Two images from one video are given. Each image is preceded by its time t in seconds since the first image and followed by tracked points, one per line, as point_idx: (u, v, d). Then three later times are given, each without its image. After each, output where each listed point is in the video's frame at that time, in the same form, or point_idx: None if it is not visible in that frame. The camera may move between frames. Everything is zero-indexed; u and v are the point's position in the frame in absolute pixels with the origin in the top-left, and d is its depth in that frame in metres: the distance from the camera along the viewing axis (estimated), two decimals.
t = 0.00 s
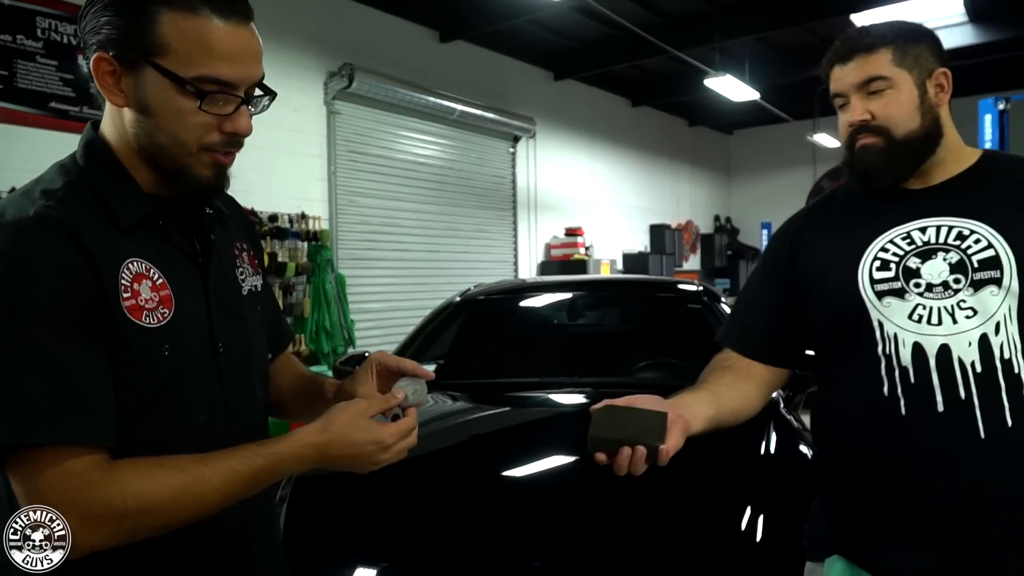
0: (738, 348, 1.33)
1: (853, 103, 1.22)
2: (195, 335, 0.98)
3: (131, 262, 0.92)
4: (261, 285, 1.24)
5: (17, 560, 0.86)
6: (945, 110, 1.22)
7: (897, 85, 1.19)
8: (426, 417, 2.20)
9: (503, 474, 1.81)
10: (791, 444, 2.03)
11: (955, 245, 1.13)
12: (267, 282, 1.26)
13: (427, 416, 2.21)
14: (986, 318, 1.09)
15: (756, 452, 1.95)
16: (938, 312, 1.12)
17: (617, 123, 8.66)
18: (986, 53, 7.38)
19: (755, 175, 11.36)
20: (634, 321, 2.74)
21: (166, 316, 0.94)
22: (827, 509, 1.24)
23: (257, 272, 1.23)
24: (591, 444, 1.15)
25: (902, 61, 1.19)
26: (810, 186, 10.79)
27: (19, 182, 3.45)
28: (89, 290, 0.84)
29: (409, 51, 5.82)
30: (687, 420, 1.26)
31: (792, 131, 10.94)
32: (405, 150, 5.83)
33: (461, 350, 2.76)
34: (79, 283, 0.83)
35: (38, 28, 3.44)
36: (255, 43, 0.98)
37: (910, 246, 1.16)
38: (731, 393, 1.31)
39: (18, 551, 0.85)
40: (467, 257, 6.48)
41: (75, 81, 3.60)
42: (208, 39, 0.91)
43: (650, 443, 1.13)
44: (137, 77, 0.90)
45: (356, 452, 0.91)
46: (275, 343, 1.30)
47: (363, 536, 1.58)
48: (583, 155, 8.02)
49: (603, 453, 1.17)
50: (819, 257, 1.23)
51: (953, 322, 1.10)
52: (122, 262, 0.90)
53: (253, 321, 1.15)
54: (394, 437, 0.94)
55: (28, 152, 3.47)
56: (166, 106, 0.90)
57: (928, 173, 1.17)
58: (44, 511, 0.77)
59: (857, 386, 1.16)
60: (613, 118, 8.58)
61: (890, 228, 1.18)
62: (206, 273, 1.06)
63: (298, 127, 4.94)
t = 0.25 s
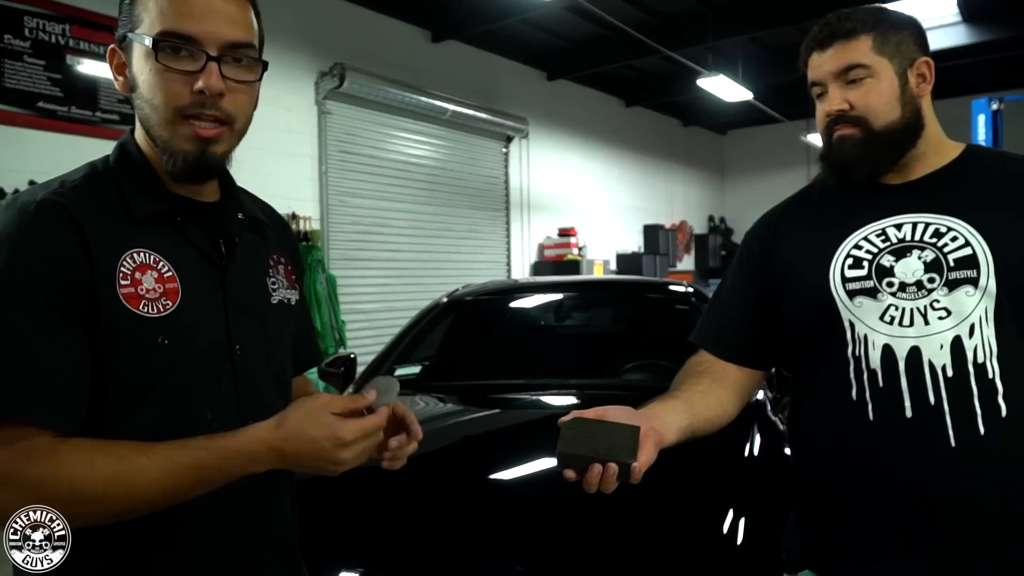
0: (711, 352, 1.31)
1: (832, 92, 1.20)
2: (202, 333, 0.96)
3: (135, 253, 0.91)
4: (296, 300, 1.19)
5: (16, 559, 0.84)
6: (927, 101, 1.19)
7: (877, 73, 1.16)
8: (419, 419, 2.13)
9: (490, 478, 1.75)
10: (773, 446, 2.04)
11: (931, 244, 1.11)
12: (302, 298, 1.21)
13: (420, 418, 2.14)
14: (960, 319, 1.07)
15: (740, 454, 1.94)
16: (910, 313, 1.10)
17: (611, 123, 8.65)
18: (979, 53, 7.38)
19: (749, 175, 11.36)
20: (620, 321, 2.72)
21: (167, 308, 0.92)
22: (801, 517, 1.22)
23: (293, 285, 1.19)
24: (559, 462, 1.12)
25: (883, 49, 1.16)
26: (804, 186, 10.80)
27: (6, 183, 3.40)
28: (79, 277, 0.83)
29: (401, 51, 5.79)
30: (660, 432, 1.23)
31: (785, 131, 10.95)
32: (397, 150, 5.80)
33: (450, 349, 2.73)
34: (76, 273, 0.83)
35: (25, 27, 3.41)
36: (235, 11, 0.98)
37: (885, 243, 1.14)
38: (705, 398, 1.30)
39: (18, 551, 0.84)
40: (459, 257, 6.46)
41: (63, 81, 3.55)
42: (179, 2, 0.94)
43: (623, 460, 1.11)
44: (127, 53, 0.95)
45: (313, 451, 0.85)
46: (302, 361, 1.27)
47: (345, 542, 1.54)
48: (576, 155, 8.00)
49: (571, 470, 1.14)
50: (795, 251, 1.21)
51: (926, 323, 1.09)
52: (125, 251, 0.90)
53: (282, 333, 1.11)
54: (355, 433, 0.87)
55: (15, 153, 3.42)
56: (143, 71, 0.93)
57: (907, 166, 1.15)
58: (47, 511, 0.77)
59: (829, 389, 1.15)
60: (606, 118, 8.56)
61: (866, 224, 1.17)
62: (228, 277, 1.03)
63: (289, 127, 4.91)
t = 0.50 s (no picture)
0: (710, 344, 1.28)
1: (844, 73, 1.16)
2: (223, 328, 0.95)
3: (159, 247, 0.92)
4: (330, 307, 1.16)
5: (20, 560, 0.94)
6: (944, 89, 1.15)
7: (891, 55, 1.12)
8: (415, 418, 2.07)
9: (481, 479, 1.69)
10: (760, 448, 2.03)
11: (932, 237, 1.09)
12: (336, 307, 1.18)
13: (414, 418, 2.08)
14: (959, 315, 1.05)
15: (727, 454, 1.92)
16: (906, 307, 1.08)
17: (606, 123, 8.64)
18: (974, 53, 7.38)
19: (744, 175, 11.36)
20: (612, 322, 2.71)
21: (187, 301, 0.92)
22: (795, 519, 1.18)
23: (327, 292, 1.16)
24: (544, 460, 1.10)
25: (899, 32, 1.13)
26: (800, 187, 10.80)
27: None
28: (100, 265, 0.85)
29: (396, 51, 5.77)
30: (649, 432, 1.19)
31: (781, 132, 10.95)
32: (391, 150, 5.79)
33: (441, 351, 2.69)
34: (98, 264, 0.85)
35: (17, 27, 3.39)
36: (261, 13, 1.02)
37: (886, 235, 1.12)
38: (698, 396, 1.26)
39: (18, 550, 0.94)
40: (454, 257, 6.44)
41: (54, 81, 3.53)
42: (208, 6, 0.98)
43: (609, 460, 1.07)
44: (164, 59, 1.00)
45: (306, 478, 0.83)
46: (336, 371, 1.24)
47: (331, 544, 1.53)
48: (572, 155, 7.99)
49: (558, 469, 1.11)
50: (793, 245, 1.19)
51: (922, 317, 1.07)
52: (148, 245, 0.91)
53: (310, 336, 1.09)
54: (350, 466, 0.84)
55: (4, 153, 3.39)
56: (176, 73, 0.97)
57: (916, 155, 1.12)
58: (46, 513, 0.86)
59: (821, 387, 1.13)
60: (601, 118, 8.55)
61: (867, 215, 1.14)
62: (256, 277, 1.02)
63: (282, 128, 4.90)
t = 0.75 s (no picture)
0: (717, 343, 1.20)
1: (862, 71, 1.06)
2: (249, 329, 0.94)
3: (189, 252, 0.93)
4: (361, 312, 1.13)
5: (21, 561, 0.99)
6: (967, 87, 1.05)
7: (912, 53, 1.02)
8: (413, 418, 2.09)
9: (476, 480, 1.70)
10: (755, 450, 1.92)
11: (950, 241, 1.00)
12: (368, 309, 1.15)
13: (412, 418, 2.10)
14: (974, 325, 0.96)
15: (718, 455, 1.85)
16: (920, 315, 0.99)
17: (604, 124, 8.66)
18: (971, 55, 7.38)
19: (743, 176, 11.38)
20: (609, 324, 2.71)
21: (215, 304, 0.92)
22: (800, 529, 1.09)
23: (357, 295, 1.12)
24: (542, 467, 1.06)
25: (921, 27, 1.02)
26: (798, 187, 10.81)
27: None
28: (135, 270, 0.86)
29: (393, 52, 5.79)
30: (651, 438, 1.14)
31: (779, 133, 10.97)
32: (387, 152, 5.80)
33: (437, 353, 2.65)
34: (128, 267, 0.86)
35: (15, 28, 3.41)
36: (314, 47, 0.96)
37: (902, 238, 1.02)
38: (704, 399, 1.19)
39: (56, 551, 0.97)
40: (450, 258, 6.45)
41: (53, 82, 3.54)
42: (262, 41, 0.92)
43: (608, 471, 1.03)
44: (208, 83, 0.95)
45: (314, 481, 0.81)
46: (377, 375, 1.17)
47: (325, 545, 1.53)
48: (570, 156, 8.01)
49: (556, 477, 1.07)
50: (802, 242, 1.10)
51: (936, 326, 0.98)
52: (177, 250, 0.92)
53: (340, 342, 1.05)
54: (359, 475, 0.82)
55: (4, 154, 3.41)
56: (224, 104, 0.92)
57: (935, 156, 1.03)
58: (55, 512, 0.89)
59: (827, 392, 1.05)
60: (599, 119, 8.56)
61: (881, 216, 1.05)
62: (283, 284, 1.00)
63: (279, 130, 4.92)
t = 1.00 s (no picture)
0: (728, 344, 1.22)
1: (882, 83, 1.05)
2: (270, 336, 0.98)
3: (211, 262, 0.96)
4: (379, 312, 1.16)
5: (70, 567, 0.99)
6: (989, 100, 1.04)
7: (934, 66, 1.01)
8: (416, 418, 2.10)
9: (476, 481, 1.75)
10: (753, 455, 1.96)
11: (971, 260, 1.00)
12: (387, 310, 1.18)
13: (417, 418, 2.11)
14: (993, 345, 0.97)
15: (714, 457, 1.91)
16: (940, 333, 1.00)
17: (604, 126, 8.70)
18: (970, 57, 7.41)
19: (743, 178, 11.41)
20: (607, 324, 2.78)
21: (238, 312, 0.96)
22: (813, 529, 1.11)
23: (374, 298, 1.16)
24: (550, 474, 1.11)
25: (944, 40, 1.01)
26: (797, 189, 10.83)
27: None
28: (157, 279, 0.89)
29: (395, 55, 5.83)
30: (658, 443, 1.15)
31: (779, 134, 11.00)
32: (389, 154, 5.84)
33: (436, 357, 2.66)
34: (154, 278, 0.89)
35: (18, 31, 3.44)
36: (346, 78, 0.96)
37: (922, 254, 1.03)
38: (712, 404, 1.20)
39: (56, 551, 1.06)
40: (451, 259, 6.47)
41: (55, 84, 3.58)
42: (297, 72, 0.92)
43: (614, 477, 1.06)
44: (239, 106, 0.96)
45: (336, 459, 0.85)
46: (399, 375, 1.21)
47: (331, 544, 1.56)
48: (570, 158, 8.04)
49: (563, 482, 1.11)
50: (823, 253, 1.10)
51: (955, 345, 0.98)
52: (201, 260, 0.95)
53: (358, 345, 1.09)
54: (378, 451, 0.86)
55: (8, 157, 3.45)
56: (257, 131, 0.94)
57: (957, 169, 1.02)
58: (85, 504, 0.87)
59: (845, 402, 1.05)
60: (599, 121, 8.60)
61: (902, 231, 1.05)
62: (303, 291, 1.03)
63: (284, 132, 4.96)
